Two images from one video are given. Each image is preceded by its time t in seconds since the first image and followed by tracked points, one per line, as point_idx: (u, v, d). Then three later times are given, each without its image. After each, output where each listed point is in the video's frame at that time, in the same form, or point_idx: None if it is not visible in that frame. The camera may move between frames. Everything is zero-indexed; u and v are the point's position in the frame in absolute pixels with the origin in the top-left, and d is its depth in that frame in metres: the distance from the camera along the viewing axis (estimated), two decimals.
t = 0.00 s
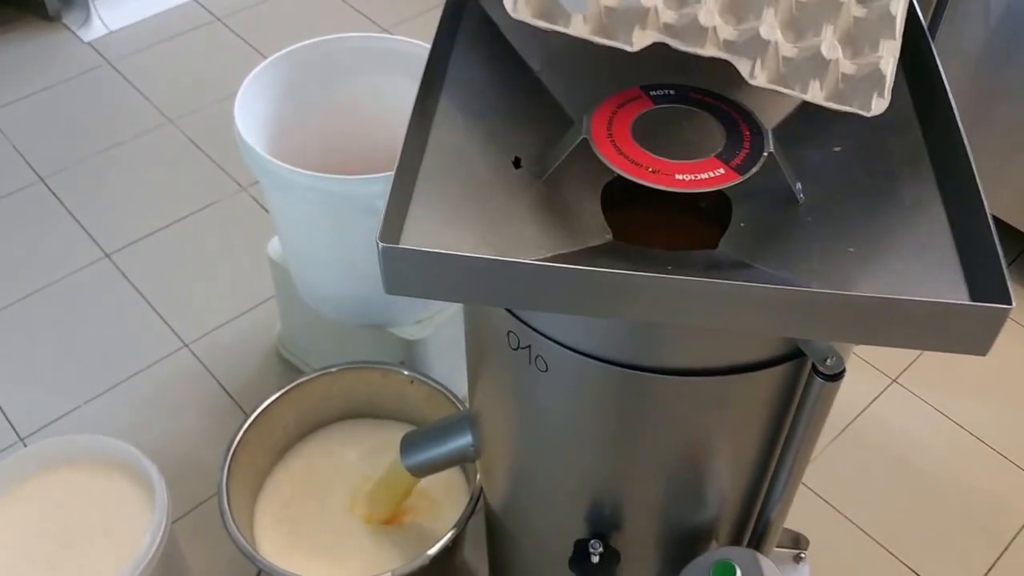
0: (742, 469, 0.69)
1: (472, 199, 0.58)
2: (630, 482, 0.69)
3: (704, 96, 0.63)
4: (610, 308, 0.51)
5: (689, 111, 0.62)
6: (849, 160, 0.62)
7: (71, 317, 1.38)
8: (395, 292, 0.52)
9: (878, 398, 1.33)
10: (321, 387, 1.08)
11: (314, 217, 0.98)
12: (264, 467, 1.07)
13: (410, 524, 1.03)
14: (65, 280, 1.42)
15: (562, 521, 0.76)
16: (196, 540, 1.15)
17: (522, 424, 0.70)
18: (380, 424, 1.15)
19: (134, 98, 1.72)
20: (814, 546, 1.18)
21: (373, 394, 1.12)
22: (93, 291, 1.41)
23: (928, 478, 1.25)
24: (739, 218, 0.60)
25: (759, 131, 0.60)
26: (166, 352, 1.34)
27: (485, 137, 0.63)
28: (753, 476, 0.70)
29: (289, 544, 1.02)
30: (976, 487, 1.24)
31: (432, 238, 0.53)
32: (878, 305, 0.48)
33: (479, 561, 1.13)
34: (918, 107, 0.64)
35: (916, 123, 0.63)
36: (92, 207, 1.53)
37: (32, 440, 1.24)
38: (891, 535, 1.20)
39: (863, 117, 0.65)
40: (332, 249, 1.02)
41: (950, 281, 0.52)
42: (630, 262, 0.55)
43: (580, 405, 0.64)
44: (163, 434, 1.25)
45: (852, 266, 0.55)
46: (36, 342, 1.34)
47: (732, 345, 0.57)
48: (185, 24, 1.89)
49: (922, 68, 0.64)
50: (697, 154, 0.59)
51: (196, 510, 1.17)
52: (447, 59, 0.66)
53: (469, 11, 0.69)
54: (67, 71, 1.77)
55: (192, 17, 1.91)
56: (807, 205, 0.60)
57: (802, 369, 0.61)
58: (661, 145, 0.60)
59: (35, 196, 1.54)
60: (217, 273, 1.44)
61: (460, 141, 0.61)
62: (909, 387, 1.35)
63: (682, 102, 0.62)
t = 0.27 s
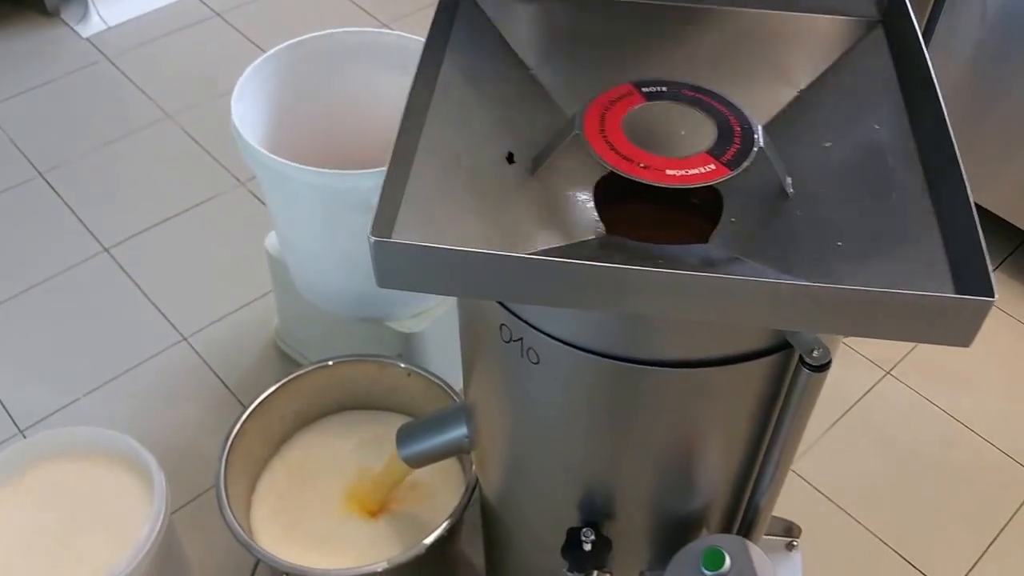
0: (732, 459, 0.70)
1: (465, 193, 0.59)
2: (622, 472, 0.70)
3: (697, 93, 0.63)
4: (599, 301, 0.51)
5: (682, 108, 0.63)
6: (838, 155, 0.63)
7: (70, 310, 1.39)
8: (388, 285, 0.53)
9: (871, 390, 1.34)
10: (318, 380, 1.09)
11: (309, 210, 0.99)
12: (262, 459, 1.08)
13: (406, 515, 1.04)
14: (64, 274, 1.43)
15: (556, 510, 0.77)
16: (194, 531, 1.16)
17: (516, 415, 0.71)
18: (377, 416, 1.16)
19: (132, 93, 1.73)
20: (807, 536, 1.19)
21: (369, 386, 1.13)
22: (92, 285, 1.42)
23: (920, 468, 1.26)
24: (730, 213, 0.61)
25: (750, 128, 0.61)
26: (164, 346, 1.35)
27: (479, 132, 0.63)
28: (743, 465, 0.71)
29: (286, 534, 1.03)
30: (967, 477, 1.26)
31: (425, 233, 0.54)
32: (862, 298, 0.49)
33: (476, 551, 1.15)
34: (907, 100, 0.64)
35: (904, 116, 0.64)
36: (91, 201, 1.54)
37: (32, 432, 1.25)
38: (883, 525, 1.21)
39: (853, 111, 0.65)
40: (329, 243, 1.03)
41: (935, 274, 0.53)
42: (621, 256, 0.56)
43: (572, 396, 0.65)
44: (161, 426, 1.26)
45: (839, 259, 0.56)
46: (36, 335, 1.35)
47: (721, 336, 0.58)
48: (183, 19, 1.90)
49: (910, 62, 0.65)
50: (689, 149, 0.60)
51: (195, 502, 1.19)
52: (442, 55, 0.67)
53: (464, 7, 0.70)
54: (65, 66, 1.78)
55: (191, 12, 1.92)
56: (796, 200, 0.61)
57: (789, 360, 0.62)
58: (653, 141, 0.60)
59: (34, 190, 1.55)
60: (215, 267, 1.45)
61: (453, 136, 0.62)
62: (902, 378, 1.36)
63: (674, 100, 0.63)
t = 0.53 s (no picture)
0: (721, 449, 0.71)
1: (456, 188, 0.60)
2: (613, 462, 0.71)
3: (687, 88, 0.64)
4: (588, 296, 0.52)
5: (672, 103, 0.63)
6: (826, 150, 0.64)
7: (69, 304, 1.40)
8: (381, 281, 0.54)
9: (863, 381, 1.36)
10: (314, 373, 1.11)
11: (306, 205, 1.00)
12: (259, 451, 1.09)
13: (403, 504, 1.05)
14: (63, 268, 1.44)
15: (548, 499, 0.78)
16: (193, 522, 1.17)
17: (509, 407, 0.72)
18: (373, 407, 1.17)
19: (130, 87, 1.73)
20: (800, 526, 1.21)
21: (366, 378, 1.14)
22: (91, 279, 1.43)
23: (912, 458, 1.28)
24: (720, 206, 0.62)
25: (740, 125, 0.62)
26: (163, 339, 1.36)
27: (472, 129, 0.65)
28: (732, 455, 0.72)
29: (283, 525, 1.04)
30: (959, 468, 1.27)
31: (418, 229, 0.55)
32: (845, 292, 0.50)
33: (472, 540, 1.16)
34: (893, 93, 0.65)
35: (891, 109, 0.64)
36: (90, 196, 1.55)
37: (31, 425, 1.26)
38: (874, 514, 1.22)
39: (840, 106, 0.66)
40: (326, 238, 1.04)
41: (917, 266, 0.54)
42: (610, 252, 0.58)
43: (563, 388, 0.66)
44: (160, 418, 1.27)
45: (823, 253, 0.57)
46: (35, 329, 1.36)
47: (708, 329, 0.59)
48: (181, 14, 1.91)
49: (898, 56, 0.66)
50: (678, 146, 0.61)
51: (194, 493, 1.20)
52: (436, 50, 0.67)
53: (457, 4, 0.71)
54: (64, 62, 1.79)
55: (189, 7, 1.92)
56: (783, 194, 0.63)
57: (776, 352, 0.63)
58: (643, 137, 0.61)
59: (33, 185, 1.56)
60: (214, 261, 1.46)
61: (446, 132, 0.63)
62: (895, 369, 1.37)
63: (665, 95, 0.64)
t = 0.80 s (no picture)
0: (712, 440, 0.72)
1: (449, 185, 0.61)
2: (605, 453, 0.72)
3: (678, 87, 0.64)
4: (578, 292, 0.53)
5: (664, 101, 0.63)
6: (817, 142, 0.65)
7: (68, 298, 1.41)
8: (374, 279, 0.55)
9: (855, 372, 1.37)
10: (311, 366, 1.12)
11: (305, 201, 1.02)
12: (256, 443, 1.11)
13: (399, 495, 1.07)
14: (62, 262, 1.45)
15: (542, 489, 0.79)
16: (192, 514, 1.18)
17: (502, 399, 0.73)
18: (370, 398, 1.18)
19: (128, 82, 1.74)
20: (792, 516, 1.22)
21: (364, 371, 1.15)
22: (90, 273, 1.44)
23: (903, 449, 1.29)
24: (711, 203, 0.63)
25: (731, 120, 0.62)
26: (162, 333, 1.37)
27: (466, 126, 0.65)
28: (722, 445, 0.74)
29: (280, 517, 1.05)
30: (949, 458, 1.28)
31: (411, 228, 0.56)
32: (830, 289, 0.51)
33: (468, 530, 1.17)
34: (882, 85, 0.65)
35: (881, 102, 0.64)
36: (88, 190, 1.55)
37: (31, 419, 1.27)
38: (865, 504, 1.24)
39: (830, 99, 0.67)
40: (324, 232, 1.05)
41: (902, 261, 0.55)
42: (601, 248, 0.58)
43: (555, 381, 0.67)
44: (159, 411, 1.28)
45: (810, 247, 0.58)
46: (35, 323, 1.38)
47: (696, 324, 0.60)
48: (178, 8, 1.91)
49: (887, 50, 0.66)
50: (669, 143, 0.61)
51: (193, 484, 1.21)
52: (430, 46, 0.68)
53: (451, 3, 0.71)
54: (61, 56, 1.80)
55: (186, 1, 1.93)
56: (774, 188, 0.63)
57: (764, 347, 0.64)
58: (635, 134, 0.61)
59: (31, 180, 1.57)
60: (212, 254, 1.47)
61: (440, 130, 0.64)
62: (887, 360, 1.39)
63: (657, 93, 0.64)
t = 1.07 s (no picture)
0: (704, 434, 0.73)
1: (443, 184, 0.62)
2: (598, 446, 0.73)
3: (669, 86, 0.65)
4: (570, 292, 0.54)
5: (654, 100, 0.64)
6: (805, 140, 0.66)
7: (65, 293, 1.41)
8: (368, 280, 0.55)
9: (848, 362, 1.38)
10: (307, 360, 1.13)
11: (300, 196, 1.02)
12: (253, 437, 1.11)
13: (395, 488, 1.08)
14: (58, 257, 1.46)
15: (536, 482, 0.80)
16: (190, 507, 1.19)
17: (497, 394, 0.74)
18: (366, 390, 1.19)
19: (123, 75, 1.74)
20: (784, 505, 1.23)
21: (359, 364, 1.16)
22: (86, 267, 1.44)
23: (895, 438, 1.30)
24: (702, 200, 0.63)
25: (721, 118, 0.63)
26: (159, 327, 1.38)
27: (459, 126, 0.66)
28: (714, 438, 0.75)
29: (277, 511, 1.06)
30: (940, 447, 1.29)
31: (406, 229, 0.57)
32: (818, 288, 0.52)
33: (464, 521, 1.18)
34: (870, 84, 0.66)
35: (867, 105, 0.66)
36: (83, 185, 1.56)
37: (29, 413, 1.28)
38: (856, 493, 1.25)
39: (819, 97, 0.67)
40: (321, 225, 1.06)
41: (888, 258, 0.55)
42: (593, 246, 0.59)
43: (549, 377, 0.68)
44: (156, 405, 1.29)
45: (798, 246, 0.59)
46: (31, 318, 1.38)
47: (686, 321, 0.61)
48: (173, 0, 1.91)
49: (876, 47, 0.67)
50: (660, 142, 0.61)
51: (191, 477, 1.22)
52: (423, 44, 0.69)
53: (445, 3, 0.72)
54: (56, 50, 1.80)
55: None
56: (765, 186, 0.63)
57: (754, 343, 0.65)
58: (625, 133, 0.62)
59: (27, 174, 1.57)
60: (208, 248, 1.47)
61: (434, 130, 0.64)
62: (880, 349, 1.40)
63: (647, 92, 0.64)
